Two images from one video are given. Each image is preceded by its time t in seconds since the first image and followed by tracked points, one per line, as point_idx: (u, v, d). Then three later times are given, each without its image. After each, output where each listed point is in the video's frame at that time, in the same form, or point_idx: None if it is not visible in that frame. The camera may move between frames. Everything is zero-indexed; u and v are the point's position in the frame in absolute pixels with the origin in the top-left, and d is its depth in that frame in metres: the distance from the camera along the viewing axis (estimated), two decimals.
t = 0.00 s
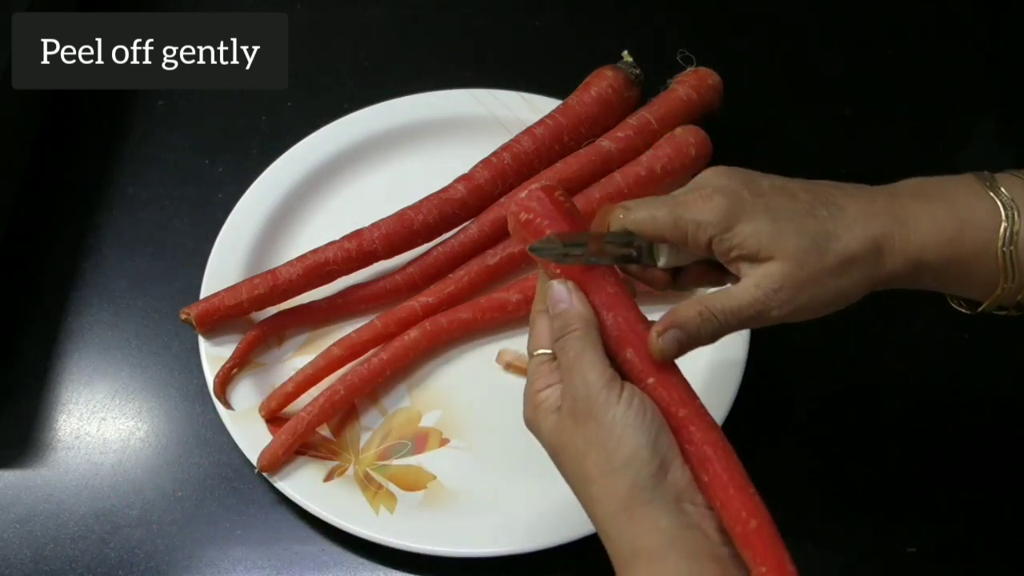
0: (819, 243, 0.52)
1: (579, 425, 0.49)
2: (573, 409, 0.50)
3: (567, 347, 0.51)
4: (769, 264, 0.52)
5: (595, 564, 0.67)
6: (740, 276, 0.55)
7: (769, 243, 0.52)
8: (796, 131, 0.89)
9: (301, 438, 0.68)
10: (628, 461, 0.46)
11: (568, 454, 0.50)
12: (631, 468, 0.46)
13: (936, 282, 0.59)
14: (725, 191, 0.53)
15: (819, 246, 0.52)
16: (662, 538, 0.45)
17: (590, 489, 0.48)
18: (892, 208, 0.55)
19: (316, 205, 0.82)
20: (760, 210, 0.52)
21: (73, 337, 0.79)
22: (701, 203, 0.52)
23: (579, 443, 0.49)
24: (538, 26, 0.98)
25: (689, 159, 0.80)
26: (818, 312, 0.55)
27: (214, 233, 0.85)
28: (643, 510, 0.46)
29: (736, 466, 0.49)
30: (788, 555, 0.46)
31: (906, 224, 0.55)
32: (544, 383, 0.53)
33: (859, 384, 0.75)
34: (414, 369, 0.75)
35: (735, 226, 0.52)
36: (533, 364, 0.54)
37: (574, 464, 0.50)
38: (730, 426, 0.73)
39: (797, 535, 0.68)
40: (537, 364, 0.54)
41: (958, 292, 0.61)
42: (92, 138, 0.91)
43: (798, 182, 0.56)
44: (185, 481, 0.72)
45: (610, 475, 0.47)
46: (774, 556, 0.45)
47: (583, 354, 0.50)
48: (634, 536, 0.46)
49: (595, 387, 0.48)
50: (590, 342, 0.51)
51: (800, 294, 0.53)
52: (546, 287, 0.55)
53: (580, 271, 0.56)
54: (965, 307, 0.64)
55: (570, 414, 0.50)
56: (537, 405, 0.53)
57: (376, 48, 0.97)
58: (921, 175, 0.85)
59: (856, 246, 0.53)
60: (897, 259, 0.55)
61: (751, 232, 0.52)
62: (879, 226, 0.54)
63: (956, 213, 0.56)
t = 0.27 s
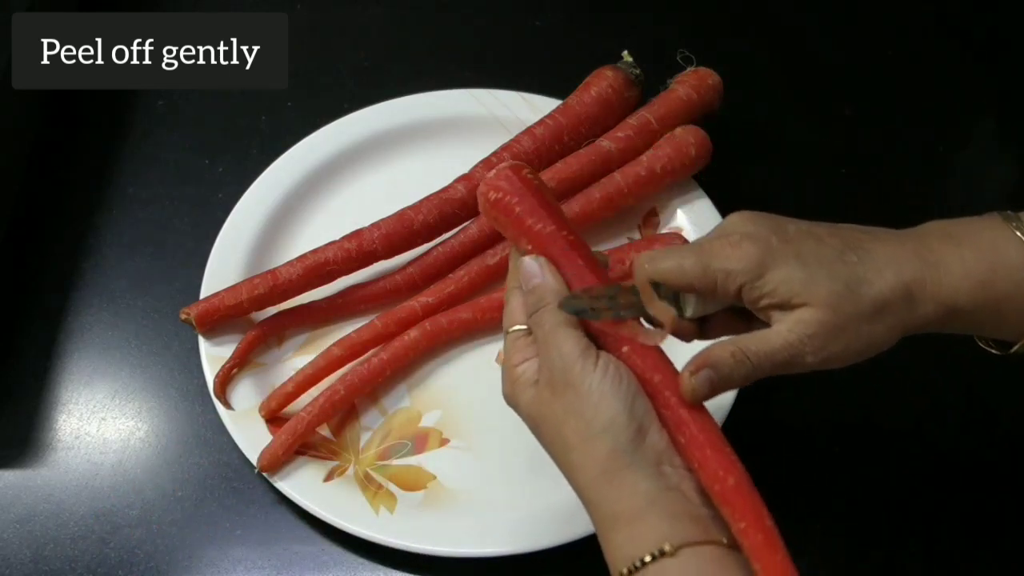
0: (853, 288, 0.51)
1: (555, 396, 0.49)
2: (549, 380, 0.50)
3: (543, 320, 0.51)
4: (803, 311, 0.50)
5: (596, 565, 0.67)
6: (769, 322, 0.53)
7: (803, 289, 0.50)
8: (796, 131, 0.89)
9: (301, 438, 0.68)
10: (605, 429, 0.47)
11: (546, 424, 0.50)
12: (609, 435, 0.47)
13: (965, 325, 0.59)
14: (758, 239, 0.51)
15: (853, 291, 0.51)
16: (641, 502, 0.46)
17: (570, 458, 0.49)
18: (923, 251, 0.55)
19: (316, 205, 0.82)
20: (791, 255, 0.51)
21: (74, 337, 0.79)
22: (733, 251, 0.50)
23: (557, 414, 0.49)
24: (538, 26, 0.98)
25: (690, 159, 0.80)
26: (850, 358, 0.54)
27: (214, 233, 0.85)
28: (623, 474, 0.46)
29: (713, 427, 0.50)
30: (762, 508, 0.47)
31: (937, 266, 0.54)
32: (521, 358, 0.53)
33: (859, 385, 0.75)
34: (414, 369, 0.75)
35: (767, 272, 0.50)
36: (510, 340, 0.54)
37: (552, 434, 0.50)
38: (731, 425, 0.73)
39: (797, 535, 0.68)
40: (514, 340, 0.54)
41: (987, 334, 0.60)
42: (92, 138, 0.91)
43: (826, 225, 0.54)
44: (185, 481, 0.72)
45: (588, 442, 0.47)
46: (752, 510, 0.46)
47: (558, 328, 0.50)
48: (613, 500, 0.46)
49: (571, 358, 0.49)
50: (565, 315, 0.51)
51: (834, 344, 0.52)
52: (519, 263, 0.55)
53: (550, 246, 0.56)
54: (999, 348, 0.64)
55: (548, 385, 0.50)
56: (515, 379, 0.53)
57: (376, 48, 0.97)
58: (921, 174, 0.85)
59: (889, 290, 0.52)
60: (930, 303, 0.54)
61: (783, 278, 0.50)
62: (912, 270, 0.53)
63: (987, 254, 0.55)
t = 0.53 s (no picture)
0: (910, 376, 0.52)
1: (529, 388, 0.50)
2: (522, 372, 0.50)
3: (514, 314, 0.52)
4: (863, 404, 0.51)
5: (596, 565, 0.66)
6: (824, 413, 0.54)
7: (862, 381, 0.51)
8: (796, 131, 0.89)
9: (301, 438, 0.68)
10: (578, 417, 0.47)
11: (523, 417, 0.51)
12: (582, 422, 0.47)
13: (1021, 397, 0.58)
14: (807, 329, 0.52)
15: (911, 379, 0.52)
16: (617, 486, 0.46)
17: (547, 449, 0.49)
18: (976, 329, 0.55)
19: (315, 205, 0.82)
20: (846, 347, 0.51)
21: (74, 337, 0.79)
22: (786, 346, 0.51)
23: (531, 405, 0.50)
24: (538, 26, 0.98)
25: (690, 158, 0.80)
26: (911, 449, 0.55)
27: (214, 232, 0.85)
28: (598, 458, 0.47)
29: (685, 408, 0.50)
30: (733, 490, 0.47)
31: (992, 345, 0.54)
32: (495, 355, 0.54)
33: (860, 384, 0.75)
34: (414, 370, 0.75)
35: (824, 366, 0.51)
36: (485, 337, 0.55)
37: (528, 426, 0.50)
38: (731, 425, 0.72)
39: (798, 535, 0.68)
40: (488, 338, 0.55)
41: None
42: (92, 138, 0.91)
43: (875, 310, 0.55)
44: (185, 481, 0.72)
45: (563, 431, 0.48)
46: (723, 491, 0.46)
47: (528, 321, 0.51)
48: (590, 486, 0.47)
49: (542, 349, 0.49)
50: (534, 308, 0.51)
51: (894, 436, 0.52)
52: (488, 261, 0.56)
53: (519, 243, 0.57)
54: None
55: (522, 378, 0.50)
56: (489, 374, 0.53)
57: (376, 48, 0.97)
58: (921, 174, 0.85)
59: (945, 374, 0.52)
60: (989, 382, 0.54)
61: (840, 371, 0.51)
62: (967, 351, 0.54)
63: None
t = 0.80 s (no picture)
0: (984, 480, 0.47)
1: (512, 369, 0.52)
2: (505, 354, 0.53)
3: (493, 300, 0.54)
4: (934, 514, 0.46)
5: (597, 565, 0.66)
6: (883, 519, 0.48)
7: (936, 491, 0.46)
8: (796, 131, 0.89)
9: (301, 438, 0.68)
10: (559, 394, 0.49)
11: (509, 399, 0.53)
12: (563, 398, 0.49)
13: None
14: (877, 433, 0.46)
15: (986, 486, 0.47)
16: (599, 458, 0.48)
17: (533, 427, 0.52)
18: None
19: (315, 205, 0.82)
20: (918, 453, 0.46)
21: (74, 338, 0.79)
22: (854, 456, 0.45)
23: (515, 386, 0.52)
24: (538, 26, 0.98)
25: (690, 158, 0.80)
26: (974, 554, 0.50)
27: (214, 233, 0.85)
28: (579, 433, 0.49)
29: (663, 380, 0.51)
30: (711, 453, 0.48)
31: None
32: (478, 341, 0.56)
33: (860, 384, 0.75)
34: (414, 370, 0.75)
35: (897, 475, 0.46)
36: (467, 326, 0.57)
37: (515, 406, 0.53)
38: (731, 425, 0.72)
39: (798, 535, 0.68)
40: (470, 326, 0.57)
41: None
42: (92, 138, 0.91)
43: (937, 402, 0.50)
44: (185, 481, 0.72)
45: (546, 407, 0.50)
46: (703, 460, 0.47)
47: (506, 305, 0.53)
48: (574, 460, 0.49)
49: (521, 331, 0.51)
50: (511, 293, 0.53)
51: (952, 548, 0.48)
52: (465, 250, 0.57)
53: (493, 232, 0.58)
54: None
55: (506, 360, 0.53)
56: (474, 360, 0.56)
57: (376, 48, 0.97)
58: (921, 174, 0.85)
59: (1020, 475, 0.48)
60: None
61: (912, 481, 0.46)
62: None
63: None
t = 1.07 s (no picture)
0: None
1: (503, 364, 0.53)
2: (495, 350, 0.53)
3: (479, 300, 0.54)
4: None
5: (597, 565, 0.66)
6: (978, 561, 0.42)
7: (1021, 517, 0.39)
8: (796, 131, 0.89)
9: (301, 437, 0.68)
10: (552, 383, 0.50)
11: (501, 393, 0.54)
12: (556, 385, 0.50)
13: None
14: (943, 458, 0.40)
15: None
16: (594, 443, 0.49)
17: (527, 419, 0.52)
18: None
19: (315, 205, 0.82)
20: (992, 476, 0.40)
21: (74, 338, 0.79)
22: (923, 488, 0.39)
23: (506, 380, 0.53)
24: (538, 26, 0.98)
25: (690, 158, 0.80)
26: None
27: (214, 233, 0.85)
28: (574, 419, 0.50)
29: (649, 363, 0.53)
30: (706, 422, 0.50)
31: None
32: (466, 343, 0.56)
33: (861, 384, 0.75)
34: (414, 369, 0.75)
35: (973, 505, 0.39)
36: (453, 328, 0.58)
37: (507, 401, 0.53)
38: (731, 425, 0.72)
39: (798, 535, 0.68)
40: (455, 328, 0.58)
41: None
42: (92, 138, 0.91)
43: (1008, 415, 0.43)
44: (185, 481, 0.72)
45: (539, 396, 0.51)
46: (698, 428, 0.49)
47: (493, 303, 0.53)
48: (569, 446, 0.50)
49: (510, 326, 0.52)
50: (497, 291, 0.54)
51: None
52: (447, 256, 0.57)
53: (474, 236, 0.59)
54: None
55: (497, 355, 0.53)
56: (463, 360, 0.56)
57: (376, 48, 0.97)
58: (921, 174, 0.85)
59: None
60: None
61: (992, 508, 0.39)
62: None
63: None
